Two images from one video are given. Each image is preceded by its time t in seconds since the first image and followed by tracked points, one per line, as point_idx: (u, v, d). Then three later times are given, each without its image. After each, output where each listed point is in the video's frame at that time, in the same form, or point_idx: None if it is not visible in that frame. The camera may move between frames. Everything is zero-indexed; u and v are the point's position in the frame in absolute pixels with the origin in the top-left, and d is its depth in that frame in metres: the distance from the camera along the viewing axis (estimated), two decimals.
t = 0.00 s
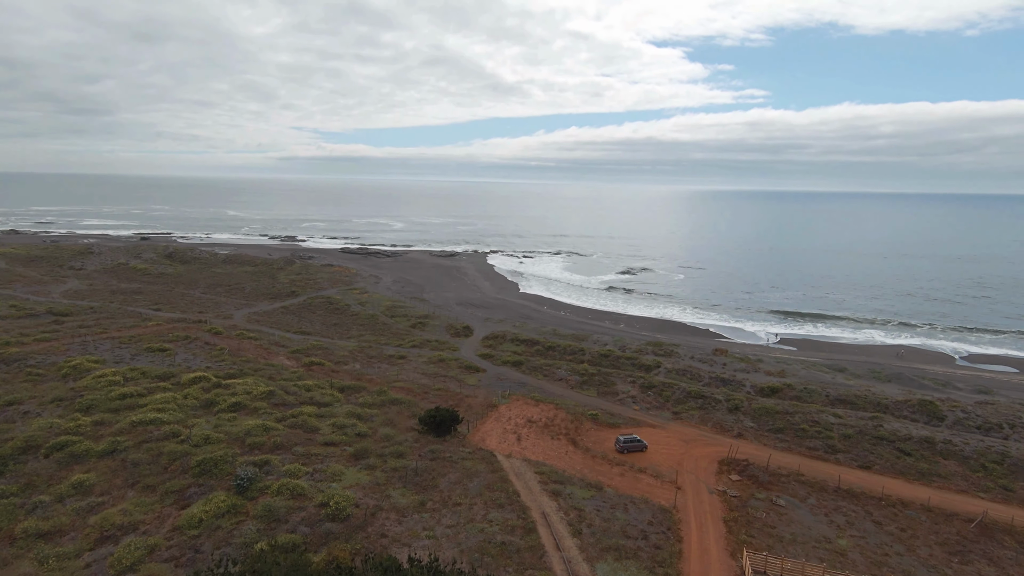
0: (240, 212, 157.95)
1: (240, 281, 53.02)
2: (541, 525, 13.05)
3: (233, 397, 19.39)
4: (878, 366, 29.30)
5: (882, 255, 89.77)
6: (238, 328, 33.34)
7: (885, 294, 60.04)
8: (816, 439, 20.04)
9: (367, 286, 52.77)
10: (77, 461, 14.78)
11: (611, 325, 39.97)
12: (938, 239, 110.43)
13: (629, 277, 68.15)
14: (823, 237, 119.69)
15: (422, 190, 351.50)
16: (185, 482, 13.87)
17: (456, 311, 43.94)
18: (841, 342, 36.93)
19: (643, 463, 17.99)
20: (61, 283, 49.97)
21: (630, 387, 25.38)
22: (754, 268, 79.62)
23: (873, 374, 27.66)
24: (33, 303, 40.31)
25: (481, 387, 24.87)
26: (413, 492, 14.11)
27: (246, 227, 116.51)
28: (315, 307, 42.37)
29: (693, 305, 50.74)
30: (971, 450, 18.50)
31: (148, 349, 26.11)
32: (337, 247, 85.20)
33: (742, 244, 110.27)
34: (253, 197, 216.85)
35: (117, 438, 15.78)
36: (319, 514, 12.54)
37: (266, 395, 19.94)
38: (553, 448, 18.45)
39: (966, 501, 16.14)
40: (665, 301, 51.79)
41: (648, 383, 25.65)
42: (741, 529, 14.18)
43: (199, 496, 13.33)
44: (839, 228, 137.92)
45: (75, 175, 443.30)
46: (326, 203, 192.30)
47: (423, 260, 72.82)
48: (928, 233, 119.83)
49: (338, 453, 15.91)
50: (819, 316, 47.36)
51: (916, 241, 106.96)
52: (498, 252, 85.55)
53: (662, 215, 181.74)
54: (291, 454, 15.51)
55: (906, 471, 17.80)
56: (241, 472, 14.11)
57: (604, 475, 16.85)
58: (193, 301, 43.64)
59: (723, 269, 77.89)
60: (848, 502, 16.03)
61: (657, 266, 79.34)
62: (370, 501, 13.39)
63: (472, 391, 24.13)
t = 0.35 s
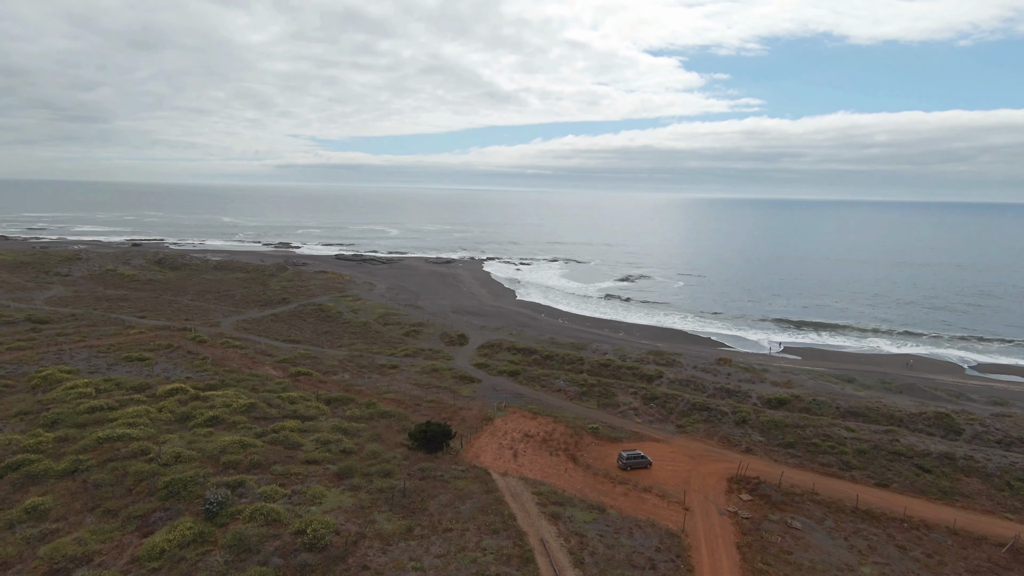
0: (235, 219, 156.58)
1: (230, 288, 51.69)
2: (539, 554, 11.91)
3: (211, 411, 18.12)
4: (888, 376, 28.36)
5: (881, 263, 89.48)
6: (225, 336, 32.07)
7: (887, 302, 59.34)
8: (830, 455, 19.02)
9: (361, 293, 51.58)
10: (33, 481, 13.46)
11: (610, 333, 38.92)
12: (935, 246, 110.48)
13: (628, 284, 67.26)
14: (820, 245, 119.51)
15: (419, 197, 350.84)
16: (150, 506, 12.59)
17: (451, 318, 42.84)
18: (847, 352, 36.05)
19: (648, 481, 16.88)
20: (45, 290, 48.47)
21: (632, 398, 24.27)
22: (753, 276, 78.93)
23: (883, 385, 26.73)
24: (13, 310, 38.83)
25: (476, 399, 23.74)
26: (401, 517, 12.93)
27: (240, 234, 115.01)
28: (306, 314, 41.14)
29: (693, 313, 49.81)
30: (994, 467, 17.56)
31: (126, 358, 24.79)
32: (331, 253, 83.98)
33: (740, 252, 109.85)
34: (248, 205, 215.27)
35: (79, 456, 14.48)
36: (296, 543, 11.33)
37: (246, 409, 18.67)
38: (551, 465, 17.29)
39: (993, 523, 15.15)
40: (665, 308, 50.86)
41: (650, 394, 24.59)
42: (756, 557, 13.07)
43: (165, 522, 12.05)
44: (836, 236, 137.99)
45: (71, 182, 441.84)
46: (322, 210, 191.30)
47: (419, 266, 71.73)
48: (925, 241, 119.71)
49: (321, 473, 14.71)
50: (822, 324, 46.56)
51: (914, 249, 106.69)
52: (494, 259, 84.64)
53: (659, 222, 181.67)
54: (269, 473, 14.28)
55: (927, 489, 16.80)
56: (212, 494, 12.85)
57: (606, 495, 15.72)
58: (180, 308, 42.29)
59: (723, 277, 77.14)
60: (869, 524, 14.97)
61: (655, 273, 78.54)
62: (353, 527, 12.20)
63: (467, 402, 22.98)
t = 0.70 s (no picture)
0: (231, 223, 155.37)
1: (221, 292, 50.43)
2: None
3: (187, 423, 16.90)
4: (900, 385, 27.37)
5: (881, 268, 88.88)
6: (211, 341, 30.85)
7: (891, 307, 58.47)
8: (846, 470, 17.97)
9: (355, 297, 50.43)
10: None
11: (611, 338, 37.86)
12: (935, 251, 110.07)
13: (628, 289, 66.25)
14: (820, 249, 119.02)
15: (417, 201, 349.67)
16: (109, 532, 11.35)
17: (448, 323, 41.74)
18: (855, 359, 35.11)
19: (655, 499, 15.76)
20: (30, 293, 47.15)
21: (635, 407, 23.19)
22: (754, 280, 78.11)
23: (896, 395, 25.74)
24: None
25: (471, 408, 22.63)
26: (387, 543, 11.77)
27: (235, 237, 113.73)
28: (298, 319, 39.94)
29: (695, 318, 48.78)
30: (1022, 484, 16.59)
31: (104, 365, 23.54)
32: (327, 257, 82.86)
33: (740, 256, 109.17)
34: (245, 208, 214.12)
35: (38, 474, 13.23)
36: None
37: (226, 420, 17.47)
38: (551, 481, 16.14)
39: None
40: (666, 313, 49.85)
41: (654, 403, 23.50)
42: None
43: (125, 549, 10.84)
44: (835, 240, 137.51)
45: (68, 186, 439.34)
46: (319, 214, 190.23)
47: (415, 270, 70.65)
48: (925, 246, 119.43)
49: (301, 492, 13.53)
50: (826, 330, 45.66)
51: (914, 254, 106.14)
52: (492, 263, 83.66)
53: (657, 227, 181.25)
54: (244, 494, 13.08)
55: (953, 508, 15.78)
56: (178, 519, 11.64)
57: (610, 515, 14.59)
58: (168, 312, 41.06)
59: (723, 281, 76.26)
60: (894, 547, 13.88)
61: (655, 277, 77.61)
62: (333, 556, 11.04)
63: (463, 412, 21.86)
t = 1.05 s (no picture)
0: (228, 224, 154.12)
1: (213, 294, 49.29)
2: None
3: (161, 434, 15.74)
4: (914, 392, 26.34)
5: (884, 270, 88.02)
6: (198, 345, 29.68)
7: (897, 310, 57.51)
8: (865, 485, 16.90)
9: (351, 299, 49.34)
10: None
11: (612, 342, 36.79)
12: (937, 254, 109.32)
13: (628, 292, 65.17)
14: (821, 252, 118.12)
15: (416, 203, 348.62)
16: (60, 560, 10.17)
17: (444, 327, 40.65)
18: (864, 364, 34.09)
19: (662, 517, 14.67)
20: (15, 295, 45.89)
21: (639, 416, 22.12)
22: (756, 283, 77.13)
23: (910, 402, 24.70)
24: None
25: (467, 417, 21.51)
26: (370, 571, 10.64)
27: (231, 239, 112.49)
28: (290, 322, 38.78)
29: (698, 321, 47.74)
30: None
31: (80, 371, 22.36)
32: (323, 259, 81.75)
33: (741, 259, 108.29)
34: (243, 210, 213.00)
35: None
36: None
37: (203, 431, 16.31)
38: (552, 498, 15.04)
39: None
40: (668, 316, 48.78)
41: (659, 412, 22.43)
42: None
43: None
44: (837, 243, 136.70)
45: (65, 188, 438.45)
46: (317, 216, 189.19)
47: (413, 272, 69.58)
48: (927, 249, 118.54)
49: (279, 513, 12.39)
50: (832, 334, 44.67)
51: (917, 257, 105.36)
52: (490, 265, 82.65)
53: (658, 229, 180.46)
54: (216, 515, 11.93)
55: (983, 527, 14.70)
56: (139, 545, 10.47)
57: (616, 536, 13.49)
58: (157, 315, 39.87)
59: (725, 284, 75.25)
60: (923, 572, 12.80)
61: (656, 280, 76.58)
62: None
63: (458, 421, 20.73)
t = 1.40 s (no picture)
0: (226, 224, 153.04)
1: (205, 295, 48.14)
2: None
3: (132, 446, 14.58)
4: (930, 397, 25.27)
5: (887, 270, 87.07)
6: (185, 348, 28.54)
7: (902, 310, 56.45)
8: (888, 499, 15.79)
9: (346, 300, 48.24)
10: None
11: (614, 344, 35.72)
12: (940, 254, 108.33)
13: (629, 292, 64.08)
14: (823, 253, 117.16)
15: (415, 203, 346.55)
16: None
17: (441, 328, 39.51)
18: (874, 367, 33.03)
19: (672, 537, 13.55)
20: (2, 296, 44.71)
21: (644, 423, 21.04)
22: (758, 283, 76.08)
23: (927, 408, 23.63)
24: None
25: (463, 424, 20.40)
26: None
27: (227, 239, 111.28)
28: (282, 324, 37.64)
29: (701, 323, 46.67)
30: None
31: (56, 376, 21.20)
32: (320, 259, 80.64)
33: (742, 259, 107.27)
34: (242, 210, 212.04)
35: None
36: None
37: (178, 442, 15.14)
38: (552, 515, 13.93)
39: None
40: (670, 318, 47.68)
41: (665, 418, 21.34)
42: None
43: None
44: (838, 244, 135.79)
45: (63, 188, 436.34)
46: (316, 216, 188.00)
47: (411, 273, 68.47)
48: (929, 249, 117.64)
49: (253, 536, 11.23)
50: (839, 336, 43.62)
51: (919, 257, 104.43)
52: (490, 265, 81.57)
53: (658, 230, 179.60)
54: (182, 539, 10.76)
55: (1019, 547, 13.59)
56: None
57: (622, 558, 12.37)
58: (146, 317, 38.72)
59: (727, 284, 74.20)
60: None
61: (657, 280, 75.50)
62: None
63: (454, 429, 19.66)
